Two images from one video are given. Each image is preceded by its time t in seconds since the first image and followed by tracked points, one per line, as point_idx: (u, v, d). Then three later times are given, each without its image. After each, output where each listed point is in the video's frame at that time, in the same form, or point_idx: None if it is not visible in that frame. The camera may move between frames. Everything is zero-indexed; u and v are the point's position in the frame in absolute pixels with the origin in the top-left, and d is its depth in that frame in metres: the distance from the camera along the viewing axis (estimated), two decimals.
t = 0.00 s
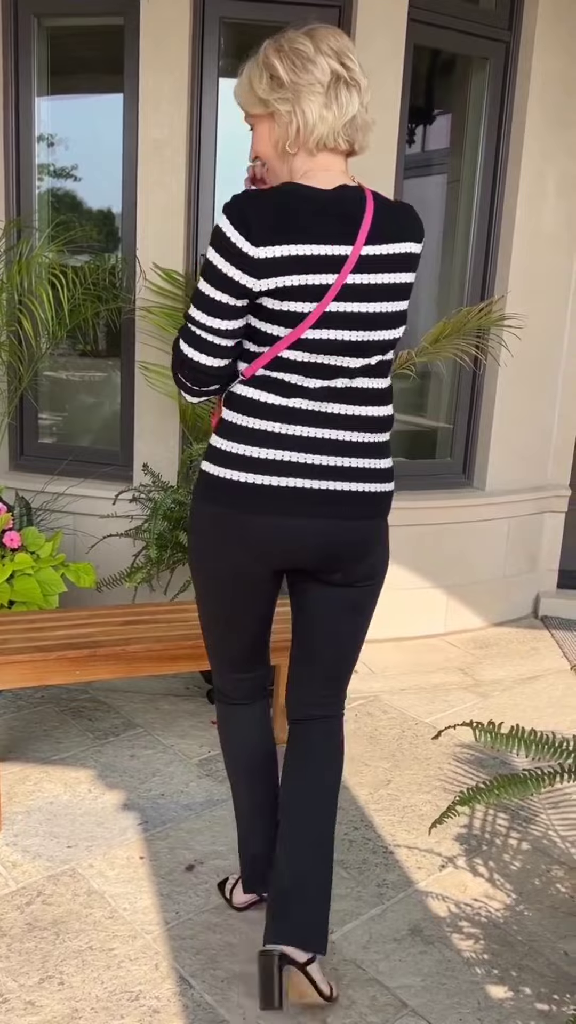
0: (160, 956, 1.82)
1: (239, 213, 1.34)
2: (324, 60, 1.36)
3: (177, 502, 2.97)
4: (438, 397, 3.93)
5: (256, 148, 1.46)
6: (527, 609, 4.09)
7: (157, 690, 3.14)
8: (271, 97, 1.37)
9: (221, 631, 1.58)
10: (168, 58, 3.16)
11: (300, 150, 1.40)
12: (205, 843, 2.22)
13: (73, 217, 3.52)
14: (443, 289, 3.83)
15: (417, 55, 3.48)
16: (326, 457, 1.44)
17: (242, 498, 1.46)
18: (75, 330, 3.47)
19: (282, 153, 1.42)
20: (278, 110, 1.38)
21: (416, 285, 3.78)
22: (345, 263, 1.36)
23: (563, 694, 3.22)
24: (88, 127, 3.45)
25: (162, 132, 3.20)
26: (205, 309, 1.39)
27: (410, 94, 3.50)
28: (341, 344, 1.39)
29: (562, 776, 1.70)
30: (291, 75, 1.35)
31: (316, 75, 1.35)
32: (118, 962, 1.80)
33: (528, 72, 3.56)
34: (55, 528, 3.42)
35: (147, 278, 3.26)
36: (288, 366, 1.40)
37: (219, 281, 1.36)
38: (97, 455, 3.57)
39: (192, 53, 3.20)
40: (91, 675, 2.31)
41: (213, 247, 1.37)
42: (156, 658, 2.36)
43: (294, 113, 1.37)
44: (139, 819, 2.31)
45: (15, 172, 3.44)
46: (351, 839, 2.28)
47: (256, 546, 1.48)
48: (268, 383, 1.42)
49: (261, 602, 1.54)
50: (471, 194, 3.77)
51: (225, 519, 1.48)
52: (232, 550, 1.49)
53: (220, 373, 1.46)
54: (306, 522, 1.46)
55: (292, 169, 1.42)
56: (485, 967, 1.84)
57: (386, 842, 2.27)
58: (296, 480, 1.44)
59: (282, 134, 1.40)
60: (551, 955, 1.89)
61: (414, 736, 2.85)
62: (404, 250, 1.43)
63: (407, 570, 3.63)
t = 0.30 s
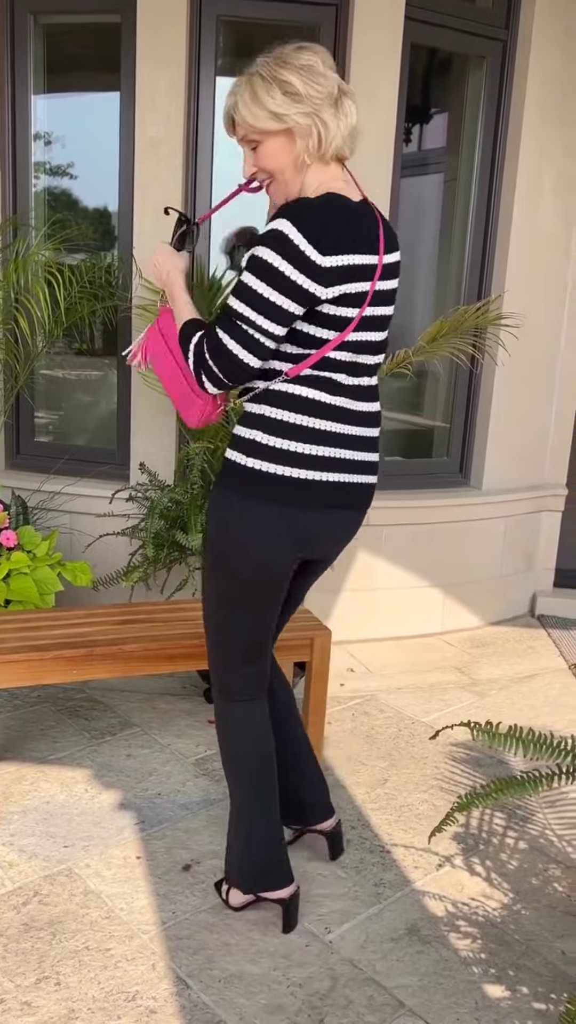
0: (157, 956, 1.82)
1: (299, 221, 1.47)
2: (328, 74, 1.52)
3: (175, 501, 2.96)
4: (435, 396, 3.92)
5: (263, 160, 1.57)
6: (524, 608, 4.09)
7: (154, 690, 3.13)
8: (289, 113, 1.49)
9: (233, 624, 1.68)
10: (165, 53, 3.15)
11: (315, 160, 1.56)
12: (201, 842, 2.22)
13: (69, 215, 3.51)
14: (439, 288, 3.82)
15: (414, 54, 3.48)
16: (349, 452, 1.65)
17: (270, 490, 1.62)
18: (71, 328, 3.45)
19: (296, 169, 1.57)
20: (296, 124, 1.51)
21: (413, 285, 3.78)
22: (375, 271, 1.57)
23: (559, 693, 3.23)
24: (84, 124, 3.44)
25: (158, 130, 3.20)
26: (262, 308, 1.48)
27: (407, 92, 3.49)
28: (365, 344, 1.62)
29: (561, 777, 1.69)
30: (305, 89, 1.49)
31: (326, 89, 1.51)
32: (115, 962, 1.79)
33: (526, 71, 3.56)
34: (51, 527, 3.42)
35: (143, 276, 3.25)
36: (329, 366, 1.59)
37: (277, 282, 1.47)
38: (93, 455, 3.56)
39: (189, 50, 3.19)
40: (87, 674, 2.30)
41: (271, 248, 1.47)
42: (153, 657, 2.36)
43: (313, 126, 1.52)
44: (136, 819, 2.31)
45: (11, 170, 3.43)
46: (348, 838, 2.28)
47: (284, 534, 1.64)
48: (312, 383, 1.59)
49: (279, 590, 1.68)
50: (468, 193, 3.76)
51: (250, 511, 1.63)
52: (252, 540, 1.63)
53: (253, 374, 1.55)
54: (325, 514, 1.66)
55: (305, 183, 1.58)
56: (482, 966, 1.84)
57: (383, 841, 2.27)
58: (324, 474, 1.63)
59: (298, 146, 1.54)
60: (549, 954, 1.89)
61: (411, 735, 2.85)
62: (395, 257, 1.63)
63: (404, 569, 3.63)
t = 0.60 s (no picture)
0: (152, 955, 1.81)
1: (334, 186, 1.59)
2: (313, 77, 1.63)
3: (170, 499, 2.94)
4: (430, 395, 3.92)
5: (274, 167, 1.64)
6: (520, 606, 4.09)
7: (149, 688, 3.13)
8: (301, 120, 1.58)
9: (258, 599, 1.74)
10: (160, 49, 3.14)
11: (320, 159, 1.67)
12: (196, 840, 2.22)
13: (65, 213, 3.51)
14: (435, 286, 3.83)
15: (410, 51, 3.48)
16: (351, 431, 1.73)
17: (281, 465, 1.70)
18: (66, 326, 3.45)
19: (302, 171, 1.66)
20: (308, 129, 1.60)
21: (409, 285, 3.77)
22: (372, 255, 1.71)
23: (555, 691, 3.23)
24: (79, 122, 3.43)
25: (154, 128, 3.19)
26: (309, 259, 1.54)
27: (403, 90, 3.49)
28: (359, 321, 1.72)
29: (557, 775, 1.69)
30: (310, 95, 1.60)
31: (317, 93, 1.63)
32: (110, 960, 1.79)
33: (523, 69, 3.56)
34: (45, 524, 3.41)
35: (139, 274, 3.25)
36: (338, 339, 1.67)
37: (319, 233, 1.55)
38: (89, 453, 3.55)
39: (185, 47, 3.18)
40: (83, 672, 2.30)
41: (320, 209, 1.55)
42: (148, 656, 2.35)
43: (321, 129, 1.63)
44: (131, 816, 2.31)
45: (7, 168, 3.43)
46: (344, 836, 2.27)
47: (312, 517, 1.73)
48: (320, 358, 1.65)
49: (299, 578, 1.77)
50: (465, 191, 3.76)
51: (270, 500, 1.71)
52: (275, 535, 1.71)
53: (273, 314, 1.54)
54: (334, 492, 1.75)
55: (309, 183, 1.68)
56: (477, 963, 1.84)
57: (379, 839, 2.26)
58: (336, 453, 1.72)
59: (307, 148, 1.64)
60: (544, 951, 1.89)
61: (407, 732, 2.85)
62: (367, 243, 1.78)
63: (400, 568, 3.63)
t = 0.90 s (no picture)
0: (150, 954, 1.81)
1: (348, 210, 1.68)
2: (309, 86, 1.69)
3: (168, 498, 2.95)
4: (429, 393, 3.92)
5: (268, 160, 1.66)
6: (518, 604, 4.09)
7: (147, 686, 3.13)
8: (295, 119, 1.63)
9: (268, 585, 1.82)
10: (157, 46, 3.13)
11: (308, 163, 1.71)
12: (194, 838, 2.21)
13: (63, 210, 3.50)
14: (434, 284, 3.82)
15: (409, 49, 3.47)
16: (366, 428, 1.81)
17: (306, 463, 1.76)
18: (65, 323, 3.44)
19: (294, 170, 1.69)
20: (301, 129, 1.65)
21: (408, 283, 3.77)
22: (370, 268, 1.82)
23: (553, 689, 3.23)
24: (78, 118, 3.42)
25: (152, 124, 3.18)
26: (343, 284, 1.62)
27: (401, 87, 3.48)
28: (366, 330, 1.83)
29: (555, 775, 1.69)
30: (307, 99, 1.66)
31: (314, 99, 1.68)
32: (108, 959, 1.79)
33: (521, 67, 3.55)
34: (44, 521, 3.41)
35: (136, 270, 3.24)
36: (344, 338, 1.74)
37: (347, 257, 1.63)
38: (87, 451, 3.54)
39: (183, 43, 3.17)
40: (80, 671, 2.30)
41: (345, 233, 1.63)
42: (146, 654, 2.35)
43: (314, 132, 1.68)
44: (129, 815, 2.30)
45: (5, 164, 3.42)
46: (341, 835, 2.27)
47: (324, 507, 1.80)
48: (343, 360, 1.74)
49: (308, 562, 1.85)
50: (463, 188, 3.75)
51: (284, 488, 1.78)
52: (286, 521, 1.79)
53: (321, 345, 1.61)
54: (339, 488, 1.80)
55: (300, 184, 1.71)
56: (475, 962, 1.84)
57: (377, 838, 2.26)
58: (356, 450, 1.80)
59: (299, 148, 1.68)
60: (542, 951, 1.89)
61: (405, 730, 2.85)
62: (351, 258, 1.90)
63: (399, 566, 3.63)
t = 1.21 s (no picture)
0: (151, 952, 1.81)
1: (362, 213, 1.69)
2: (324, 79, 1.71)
3: (168, 496, 2.94)
4: (430, 392, 3.91)
5: (273, 141, 1.66)
6: (519, 602, 4.09)
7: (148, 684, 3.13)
8: (308, 108, 1.64)
9: (295, 579, 1.82)
10: (158, 44, 3.13)
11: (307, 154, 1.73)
12: (195, 836, 2.21)
13: (64, 208, 3.49)
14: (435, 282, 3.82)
15: (410, 47, 3.46)
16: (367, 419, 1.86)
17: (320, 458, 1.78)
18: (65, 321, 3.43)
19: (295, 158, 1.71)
20: (311, 118, 1.66)
21: (408, 281, 3.76)
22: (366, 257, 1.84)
23: (554, 687, 3.23)
24: (78, 115, 3.42)
25: (153, 122, 3.18)
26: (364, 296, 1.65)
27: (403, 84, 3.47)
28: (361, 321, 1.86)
29: (556, 773, 1.69)
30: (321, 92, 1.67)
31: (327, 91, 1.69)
32: (109, 957, 1.79)
33: (523, 65, 3.54)
34: (44, 519, 3.41)
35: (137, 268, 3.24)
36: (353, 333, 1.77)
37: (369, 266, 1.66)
38: (87, 449, 3.54)
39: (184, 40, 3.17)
40: (81, 669, 2.29)
41: (366, 242, 1.66)
42: (147, 653, 2.35)
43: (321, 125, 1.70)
44: (130, 813, 2.30)
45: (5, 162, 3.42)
46: (343, 833, 2.27)
47: (342, 496, 1.82)
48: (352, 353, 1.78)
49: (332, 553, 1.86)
50: (465, 186, 3.75)
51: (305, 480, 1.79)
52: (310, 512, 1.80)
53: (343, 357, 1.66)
54: (353, 477, 1.83)
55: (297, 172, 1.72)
56: (476, 960, 1.84)
57: (378, 836, 2.26)
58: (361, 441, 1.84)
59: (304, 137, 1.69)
60: (543, 949, 1.89)
61: (406, 729, 2.85)
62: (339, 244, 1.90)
63: (400, 565, 3.63)
